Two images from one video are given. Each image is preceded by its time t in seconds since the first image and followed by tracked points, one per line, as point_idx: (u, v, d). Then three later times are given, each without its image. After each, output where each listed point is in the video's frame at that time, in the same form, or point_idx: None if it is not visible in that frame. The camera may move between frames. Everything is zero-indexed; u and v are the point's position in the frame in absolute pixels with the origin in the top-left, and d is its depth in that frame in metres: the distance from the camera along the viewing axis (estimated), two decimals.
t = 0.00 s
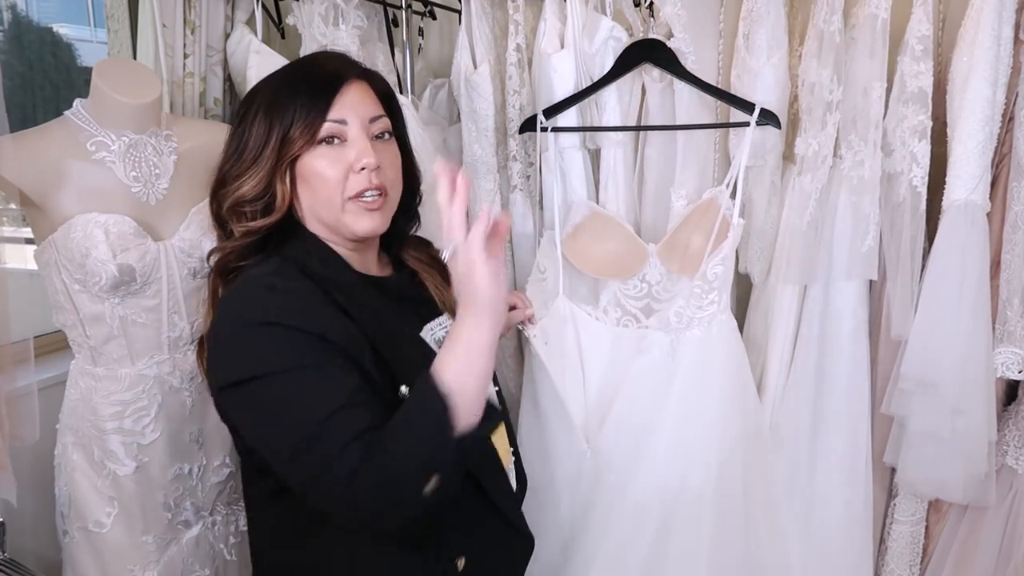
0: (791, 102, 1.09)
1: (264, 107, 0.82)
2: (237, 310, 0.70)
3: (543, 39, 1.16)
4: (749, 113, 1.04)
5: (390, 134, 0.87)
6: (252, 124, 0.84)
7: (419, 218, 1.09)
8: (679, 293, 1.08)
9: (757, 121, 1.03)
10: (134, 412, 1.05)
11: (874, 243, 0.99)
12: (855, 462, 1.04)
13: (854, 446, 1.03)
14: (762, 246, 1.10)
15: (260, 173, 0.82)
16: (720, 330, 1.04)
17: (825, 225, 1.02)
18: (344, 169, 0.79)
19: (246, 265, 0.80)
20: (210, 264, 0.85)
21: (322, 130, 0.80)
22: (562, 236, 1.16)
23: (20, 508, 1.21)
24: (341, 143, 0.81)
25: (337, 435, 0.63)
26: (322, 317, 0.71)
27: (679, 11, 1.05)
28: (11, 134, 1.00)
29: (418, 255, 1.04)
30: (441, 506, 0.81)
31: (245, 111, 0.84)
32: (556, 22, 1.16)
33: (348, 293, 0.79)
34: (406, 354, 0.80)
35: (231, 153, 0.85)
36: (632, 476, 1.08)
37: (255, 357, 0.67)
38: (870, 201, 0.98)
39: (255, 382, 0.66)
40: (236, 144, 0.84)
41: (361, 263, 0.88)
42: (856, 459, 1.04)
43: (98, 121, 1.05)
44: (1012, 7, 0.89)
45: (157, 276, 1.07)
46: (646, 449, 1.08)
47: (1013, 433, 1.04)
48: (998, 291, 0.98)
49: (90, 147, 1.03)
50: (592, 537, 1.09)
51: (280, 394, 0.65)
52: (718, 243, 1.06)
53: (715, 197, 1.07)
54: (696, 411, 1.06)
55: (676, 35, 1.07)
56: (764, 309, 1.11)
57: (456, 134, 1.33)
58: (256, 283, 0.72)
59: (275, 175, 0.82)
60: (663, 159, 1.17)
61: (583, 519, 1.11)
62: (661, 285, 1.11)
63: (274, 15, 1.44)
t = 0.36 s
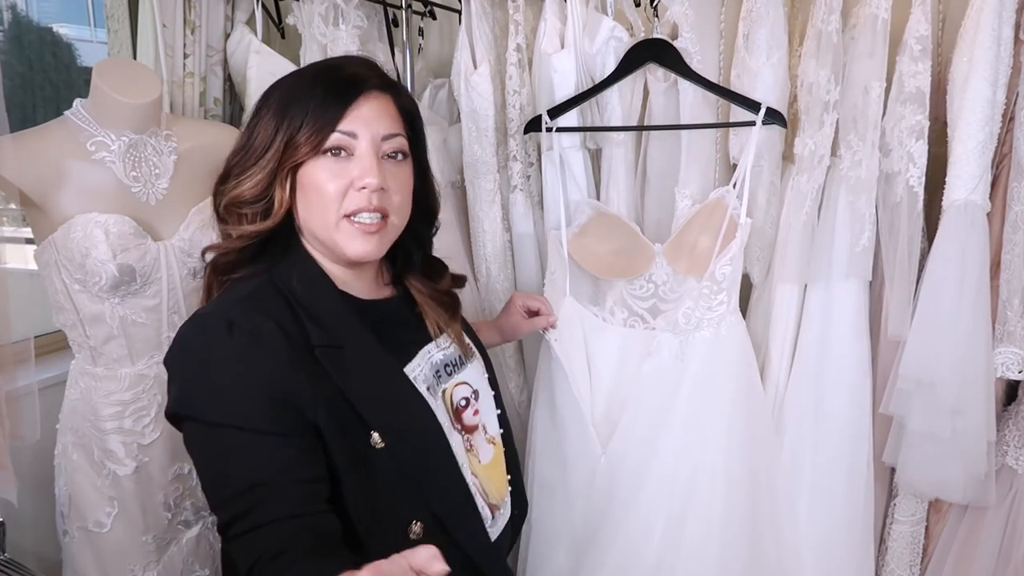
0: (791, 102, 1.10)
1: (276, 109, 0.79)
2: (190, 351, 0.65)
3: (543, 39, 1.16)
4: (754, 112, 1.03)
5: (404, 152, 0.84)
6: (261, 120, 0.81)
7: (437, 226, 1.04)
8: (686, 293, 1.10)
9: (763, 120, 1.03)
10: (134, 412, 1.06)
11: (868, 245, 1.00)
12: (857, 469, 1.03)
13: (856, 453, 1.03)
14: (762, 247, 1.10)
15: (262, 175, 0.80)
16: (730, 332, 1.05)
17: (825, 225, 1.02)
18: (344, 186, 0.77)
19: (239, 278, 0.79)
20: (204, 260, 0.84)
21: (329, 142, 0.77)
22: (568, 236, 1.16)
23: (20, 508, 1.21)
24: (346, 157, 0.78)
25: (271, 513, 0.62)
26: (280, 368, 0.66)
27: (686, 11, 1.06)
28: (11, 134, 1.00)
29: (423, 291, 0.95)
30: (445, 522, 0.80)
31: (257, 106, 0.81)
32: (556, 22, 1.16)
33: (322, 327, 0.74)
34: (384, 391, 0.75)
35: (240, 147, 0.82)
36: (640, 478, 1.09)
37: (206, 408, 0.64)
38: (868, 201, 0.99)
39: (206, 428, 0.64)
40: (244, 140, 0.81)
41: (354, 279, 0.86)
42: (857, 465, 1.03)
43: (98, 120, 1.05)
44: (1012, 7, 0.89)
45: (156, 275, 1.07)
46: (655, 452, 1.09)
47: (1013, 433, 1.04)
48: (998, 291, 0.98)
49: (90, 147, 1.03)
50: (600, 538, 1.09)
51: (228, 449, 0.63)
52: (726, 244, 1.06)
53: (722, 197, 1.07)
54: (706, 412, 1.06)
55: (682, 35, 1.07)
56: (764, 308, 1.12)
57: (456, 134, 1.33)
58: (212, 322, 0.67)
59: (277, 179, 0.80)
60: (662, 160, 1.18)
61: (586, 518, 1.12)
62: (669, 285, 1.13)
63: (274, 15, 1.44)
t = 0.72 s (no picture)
0: (791, 102, 1.09)
1: (265, 124, 0.77)
2: (173, 376, 0.64)
3: (543, 39, 1.16)
4: (757, 112, 1.03)
5: (396, 166, 0.83)
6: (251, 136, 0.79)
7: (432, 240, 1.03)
8: (690, 293, 1.09)
9: (766, 120, 1.03)
10: (134, 412, 1.06)
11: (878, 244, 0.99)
12: (857, 467, 1.03)
13: (857, 452, 1.03)
14: (762, 246, 1.10)
15: (251, 195, 0.77)
16: (734, 331, 1.05)
17: (826, 225, 1.02)
18: (333, 203, 0.76)
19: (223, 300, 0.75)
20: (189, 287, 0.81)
21: (319, 157, 0.76)
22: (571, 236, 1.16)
23: (19, 508, 1.21)
24: (336, 173, 0.78)
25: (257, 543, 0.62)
26: (268, 395, 0.66)
27: (690, 11, 1.06)
28: (11, 134, 1.00)
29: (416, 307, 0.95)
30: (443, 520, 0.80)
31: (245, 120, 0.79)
32: (556, 22, 1.16)
33: (311, 346, 0.74)
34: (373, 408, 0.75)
35: (226, 164, 0.80)
36: (643, 476, 1.09)
37: (190, 434, 0.63)
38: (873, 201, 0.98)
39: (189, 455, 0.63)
40: (231, 157, 0.79)
41: (344, 299, 0.85)
42: (857, 464, 1.03)
43: (98, 121, 1.05)
44: (1012, 7, 0.89)
45: (157, 275, 1.07)
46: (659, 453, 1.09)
47: (1013, 433, 1.04)
48: (998, 291, 0.98)
49: (90, 147, 1.03)
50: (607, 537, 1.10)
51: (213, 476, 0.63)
52: (728, 243, 1.07)
53: (724, 198, 1.07)
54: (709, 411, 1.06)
55: (684, 35, 1.07)
56: (764, 309, 1.12)
57: (457, 134, 1.33)
58: (196, 347, 0.65)
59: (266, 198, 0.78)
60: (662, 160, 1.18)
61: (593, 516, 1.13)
62: (671, 284, 1.13)
63: (274, 16, 1.44)
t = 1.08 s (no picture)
0: (791, 103, 1.10)
1: (225, 114, 0.79)
2: (155, 375, 0.64)
3: (543, 38, 1.16)
4: (755, 112, 1.03)
5: (362, 145, 0.82)
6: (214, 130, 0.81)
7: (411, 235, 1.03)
8: (686, 294, 1.09)
9: (763, 120, 1.03)
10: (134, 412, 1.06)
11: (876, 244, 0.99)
12: (856, 465, 1.03)
13: (855, 450, 1.02)
14: (761, 247, 1.11)
15: (216, 185, 0.79)
16: (730, 332, 1.05)
17: (825, 225, 1.02)
18: (299, 180, 0.75)
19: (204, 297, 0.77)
20: (167, 280, 0.83)
21: (279, 136, 0.76)
22: (570, 236, 1.17)
23: (20, 508, 1.21)
24: (300, 151, 0.77)
25: (246, 536, 0.60)
26: (250, 387, 0.66)
27: (684, 11, 1.06)
28: (11, 134, 1.00)
29: (400, 300, 0.94)
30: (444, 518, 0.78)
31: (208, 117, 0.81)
32: (556, 22, 1.16)
33: (294, 345, 0.74)
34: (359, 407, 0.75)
35: (193, 161, 0.82)
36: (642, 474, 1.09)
37: (173, 429, 0.62)
38: (872, 201, 0.98)
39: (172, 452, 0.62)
40: (197, 151, 0.81)
41: (327, 292, 0.83)
42: (857, 461, 1.03)
43: (98, 121, 1.05)
44: (1012, 7, 0.89)
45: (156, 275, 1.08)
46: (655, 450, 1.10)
47: (1013, 433, 1.04)
48: (998, 291, 0.99)
49: (90, 147, 1.03)
50: (606, 534, 1.10)
51: (198, 472, 0.62)
52: (725, 244, 1.05)
53: (722, 197, 1.07)
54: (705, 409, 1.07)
55: (683, 35, 1.07)
56: (764, 309, 1.13)
57: (457, 134, 1.33)
58: (176, 343, 0.65)
59: (232, 186, 0.79)
60: (662, 160, 1.18)
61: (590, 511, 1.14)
62: (670, 284, 1.12)
63: (274, 15, 1.44)
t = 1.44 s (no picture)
0: (792, 102, 1.10)
1: (227, 115, 0.80)
2: (149, 363, 0.64)
3: (543, 38, 1.16)
4: (759, 111, 1.03)
5: (361, 142, 0.82)
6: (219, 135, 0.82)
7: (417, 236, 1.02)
8: (693, 293, 1.08)
9: (769, 120, 1.03)
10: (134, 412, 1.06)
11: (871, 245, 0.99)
12: (858, 464, 1.02)
13: (856, 449, 1.02)
14: (762, 247, 1.11)
15: (220, 184, 0.80)
16: (737, 332, 1.05)
17: (826, 225, 1.02)
18: (296, 178, 0.75)
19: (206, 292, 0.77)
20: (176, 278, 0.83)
21: (277, 134, 0.77)
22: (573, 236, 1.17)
23: (19, 508, 1.21)
24: (297, 150, 0.77)
25: (217, 519, 0.61)
26: (234, 373, 0.66)
27: (691, 10, 1.06)
28: (11, 134, 1.00)
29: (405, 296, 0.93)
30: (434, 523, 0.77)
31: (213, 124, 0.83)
32: (556, 22, 1.16)
33: (288, 337, 0.73)
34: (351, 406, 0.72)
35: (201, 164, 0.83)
36: (648, 474, 1.10)
37: (158, 411, 0.63)
38: (869, 200, 0.98)
39: (157, 434, 0.63)
40: (203, 152, 0.82)
41: (333, 291, 0.82)
42: (857, 461, 1.02)
43: (98, 120, 1.04)
44: (1013, 7, 0.89)
45: (156, 275, 1.08)
46: (664, 452, 1.10)
47: (1013, 433, 1.04)
48: (998, 291, 0.99)
49: (90, 147, 1.03)
50: (612, 535, 1.10)
51: (180, 456, 0.62)
52: (731, 244, 1.05)
53: (727, 198, 1.06)
54: (711, 409, 1.08)
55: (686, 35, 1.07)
56: (765, 308, 1.13)
57: (457, 134, 1.33)
58: (164, 327, 0.66)
59: (236, 185, 0.80)
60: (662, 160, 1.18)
61: (599, 513, 1.13)
62: (674, 285, 1.11)
63: (274, 15, 1.44)
